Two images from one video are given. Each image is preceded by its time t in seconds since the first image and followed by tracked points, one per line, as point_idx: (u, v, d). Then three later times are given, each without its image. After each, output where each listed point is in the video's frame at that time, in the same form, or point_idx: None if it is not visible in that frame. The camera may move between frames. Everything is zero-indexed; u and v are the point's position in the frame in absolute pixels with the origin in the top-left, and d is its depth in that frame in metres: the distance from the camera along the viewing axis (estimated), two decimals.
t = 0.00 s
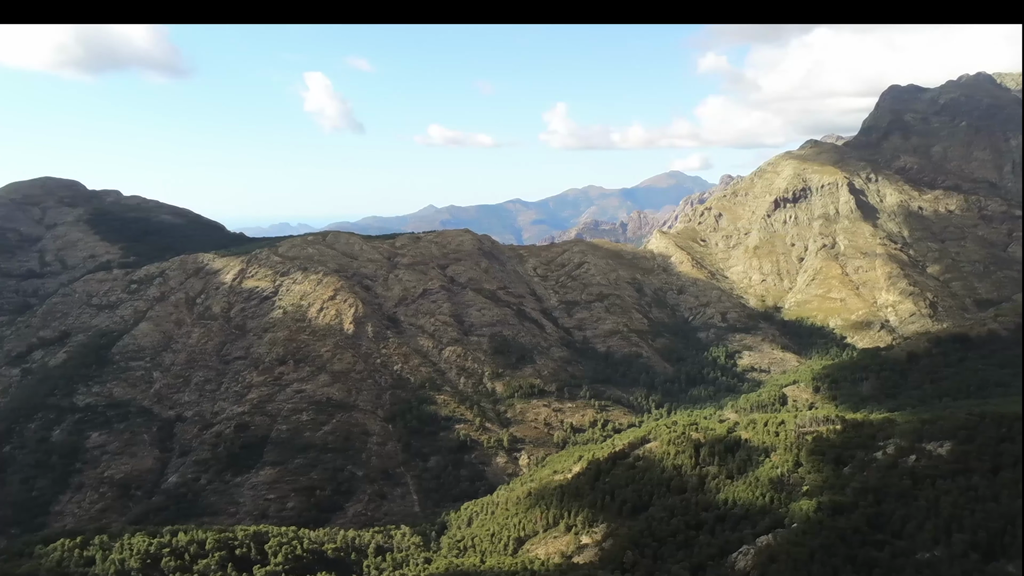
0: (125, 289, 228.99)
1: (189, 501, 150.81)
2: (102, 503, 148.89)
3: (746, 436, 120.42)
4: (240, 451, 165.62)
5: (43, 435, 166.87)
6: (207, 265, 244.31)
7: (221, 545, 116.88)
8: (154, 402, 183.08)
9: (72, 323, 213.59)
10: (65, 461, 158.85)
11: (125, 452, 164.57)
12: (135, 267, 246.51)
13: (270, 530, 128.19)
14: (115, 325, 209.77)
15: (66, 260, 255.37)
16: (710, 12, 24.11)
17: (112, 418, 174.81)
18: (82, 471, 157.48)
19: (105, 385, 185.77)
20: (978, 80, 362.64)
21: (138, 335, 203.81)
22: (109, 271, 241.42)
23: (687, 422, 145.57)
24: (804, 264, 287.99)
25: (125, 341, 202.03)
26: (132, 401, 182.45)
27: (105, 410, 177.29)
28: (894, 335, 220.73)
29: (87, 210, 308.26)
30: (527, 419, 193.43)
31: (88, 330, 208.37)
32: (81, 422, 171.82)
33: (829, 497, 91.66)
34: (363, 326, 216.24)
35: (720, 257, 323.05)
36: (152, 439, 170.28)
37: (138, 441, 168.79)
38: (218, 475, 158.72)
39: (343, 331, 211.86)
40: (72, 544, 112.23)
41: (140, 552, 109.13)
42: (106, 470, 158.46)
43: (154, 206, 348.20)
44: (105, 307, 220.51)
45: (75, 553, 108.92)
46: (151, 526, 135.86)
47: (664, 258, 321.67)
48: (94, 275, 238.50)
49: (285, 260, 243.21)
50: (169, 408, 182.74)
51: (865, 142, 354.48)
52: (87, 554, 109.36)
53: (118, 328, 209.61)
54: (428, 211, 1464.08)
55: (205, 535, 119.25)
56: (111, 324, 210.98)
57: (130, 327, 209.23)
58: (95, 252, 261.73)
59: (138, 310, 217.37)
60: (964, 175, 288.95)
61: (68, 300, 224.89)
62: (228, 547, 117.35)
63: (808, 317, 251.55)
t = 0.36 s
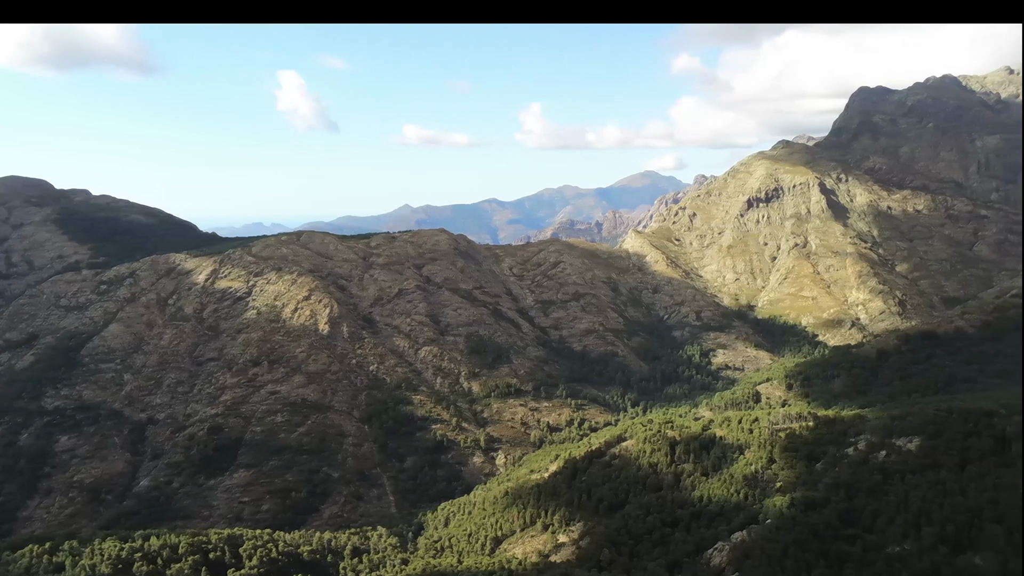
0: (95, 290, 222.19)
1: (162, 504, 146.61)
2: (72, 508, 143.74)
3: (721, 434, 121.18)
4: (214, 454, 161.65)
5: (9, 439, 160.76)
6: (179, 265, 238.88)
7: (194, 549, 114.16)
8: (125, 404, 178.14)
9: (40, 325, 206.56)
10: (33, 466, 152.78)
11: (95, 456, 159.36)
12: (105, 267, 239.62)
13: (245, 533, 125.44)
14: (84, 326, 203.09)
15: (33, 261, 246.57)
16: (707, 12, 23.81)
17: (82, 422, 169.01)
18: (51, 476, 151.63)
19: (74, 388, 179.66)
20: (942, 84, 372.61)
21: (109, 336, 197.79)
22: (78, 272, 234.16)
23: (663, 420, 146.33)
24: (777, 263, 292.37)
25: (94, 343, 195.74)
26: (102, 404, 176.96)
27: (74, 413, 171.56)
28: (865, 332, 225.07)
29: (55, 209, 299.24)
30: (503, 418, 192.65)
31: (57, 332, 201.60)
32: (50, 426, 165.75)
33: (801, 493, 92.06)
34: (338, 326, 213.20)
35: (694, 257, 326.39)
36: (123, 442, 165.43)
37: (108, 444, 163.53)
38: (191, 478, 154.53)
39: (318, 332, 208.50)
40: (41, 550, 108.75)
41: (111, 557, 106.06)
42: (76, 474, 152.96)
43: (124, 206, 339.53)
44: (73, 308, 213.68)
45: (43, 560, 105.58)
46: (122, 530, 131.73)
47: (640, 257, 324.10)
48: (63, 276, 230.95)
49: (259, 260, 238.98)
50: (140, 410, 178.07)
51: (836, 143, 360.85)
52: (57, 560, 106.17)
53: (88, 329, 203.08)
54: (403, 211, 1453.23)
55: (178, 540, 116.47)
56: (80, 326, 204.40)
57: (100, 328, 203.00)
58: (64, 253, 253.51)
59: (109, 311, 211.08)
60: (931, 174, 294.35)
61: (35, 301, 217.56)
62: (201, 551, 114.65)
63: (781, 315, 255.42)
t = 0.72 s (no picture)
0: (65, 290, 215.79)
1: (135, 507, 142.70)
2: (43, 512, 138.72)
3: (698, 432, 121.98)
4: (189, 455, 157.85)
5: None
6: (153, 265, 233.62)
7: (169, 553, 111.74)
8: (98, 406, 173.20)
9: (8, 325, 199.69)
10: (2, 469, 147.35)
11: (67, 459, 154.44)
12: (77, 267, 232.85)
13: (221, 535, 122.94)
14: (55, 327, 196.88)
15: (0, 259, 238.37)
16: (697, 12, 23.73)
17: (53, 424, 163.61)
18: (20, 480, 146.41)
19: (45, 390, 174.03)
20: (911, 87, 381.19)
21: (80, 337, 192.14)
22: (48, 272, 227.11)
23: (641, 418, 146.81)
24: (752, 261, 295.89)
25: (65, 344, 189.92)
26: (74, 406, 171.70)
27: (45, 415, 166.09)
28: (838, 330, 228.67)
29: (24, 207, 290.15)
30: (482, 418, 191.65)
31: (26, 333, 195.05)
32: (19, 429, 160.09)
33: (777, 489, 92.66)
34: (315, 326, 210.01)
35: (671, 255, 328.83)
36: (96, 445, 160.68)
37: (80, 447, 158.73)
38: (166, 481, 150.78)
39: (294, 331, 205.11)
40: (12, 555, 106.51)
41: (84, 561, 103.93)
42: (47, 477, 148.05)
43: (96, 204, 330.78)
44: (43, 308, 207.12)
45: (14, 564, 103.97)
46: (94, 534, 127.99)
47: (617, 256, 325.79)
48: (32, 275, 223.82)
49: (234, 260, 234.85)
50: (113, 412, 173.29)
51: (810, 143, 366.65)
52: (27, 565, 104.26)
53: (59, 330, 196.93)
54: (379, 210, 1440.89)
55: (152, 542, 113.85)
56: (51, 326, 198.03)
57: (71, 329, 197.08)
58: (33, 252, 245.64)
59: (80, 312, 205.12)
60: (902, 175, 302.67)
61: (2, 301, 210.35)
62: (176, 554, 112.28)
63: (757, 313, 258.56)
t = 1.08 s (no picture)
0: (32, 291, 208.78)
1: (107, 511, 138.39)
2: (10, 518, 133.15)
3: (673, 429, 122.41)
4: (161, 458, 153.80)
5: None
6: (123, 265, 227.71)
7: (141, 557, 108.79)
8: (67, 409, 167.71)
9: None
10: None
11: (35, 463, 149.09)
12: (44, 267, 225.43)
13: (195, 538, 119.91)
14: (22, 328, 190.34)
15: None
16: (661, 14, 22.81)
17: (21, 427, 157.89)
18: None
19: (11, 392, 167.72)
20: (878, 90, 390.05)
21: (48, 338, 186.03)
22: (14, 272, 219.40)
23: (617, 416, 147.18)
24: (727, 260, 299.25)
25: (33, 345, 183.81)
26: (42, 409, 165.85)
27: (12, 418, 160.03)
28: (810, 328, 232.11)
29: None
30: (458, 418, 190.34)
31: None
32: None
33: (751, 485, 91.97)
34: (290, 326, 206.42)
35: (647, 255, 331.01)
36: (65, 448, 155.49)
37: (49, 451, 153.45)
38: (138, 484, 146.67)
39: (269, 332, 201.36)
40: None
41: (53, 566, 101.93)
42: (14, 482, 142.40)
43: (63, 203, 321.19)
44: (10, 309, 199.83)
45: None
46: (63, 540, 123.92)
47: (593, 255, 327.10)
48: None
49: (207, 260, 230.06)
50: (83, 415, 168.03)
51: (782, 142, 372.35)
52: None
53: (25, 331, 190.13)
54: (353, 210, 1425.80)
55: (124, 547, 110.93)
56: (17, 327, 190.98)
57: (39, 330, 190.60)
58: None
59: (49, 312, 198.51)
60: (871, 175, 312.77)
61: None
62: (149, 558, 109.33)
63: (731, 312, 261.60)
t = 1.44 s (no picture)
0: None
1: (78, 516, 134.04)
2: None
3: (650, 427, 122.81)
4: (133, 461, 149.53)
5: None
6: (93, 266, 221.55)
7: (114, 562, 106.03)
8: (35, 412, 162.19)
9: None
10: None
11: (2, 469, 143.90)
12: (9, 269, 217.91)
13: (169, 543, 117.22)
14: None
15: None
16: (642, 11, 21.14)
17: None
18: None
19: None
20: (846, 92, 398.27)
21: (15, 341, 179.82)
22: None
23: (594, 415, 147.45)
24: (701, 259, 302.23)
25: None
26: (8, 413, 159.95)
27: None
28: (784, 326, 235.25)
29: None
30: (436, 418, 189.01)
31: None
32: None
33: (727, 482, 91.48)
34: (265, 327, 202.62)
35: (623, 254, 332.72)
36: (34, 453, 150.43)
37: (17, 456, 148.39)
38: (109, 488, 142.32)
39: (243, 333, 197.33)
40: None
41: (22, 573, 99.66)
42: None
43: (30, 203, 311.31)
44: None
45: None
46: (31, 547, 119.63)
47: (569, 255, 327.77)
48: None
49: (179, 260, 224.92)
50: (52, 418, 162.57)
51: (754, 142, 377.51)
52: None
53: None
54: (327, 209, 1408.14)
55: (96, 552, 108.28)
56: None
57: (4, 332, 183.92)
58: None
59: (15, 314, 191.87)
60: (842, 174, 321.76)
61: None
62: (121, 564, 106.47)
63: (706, 310, 264.31)
